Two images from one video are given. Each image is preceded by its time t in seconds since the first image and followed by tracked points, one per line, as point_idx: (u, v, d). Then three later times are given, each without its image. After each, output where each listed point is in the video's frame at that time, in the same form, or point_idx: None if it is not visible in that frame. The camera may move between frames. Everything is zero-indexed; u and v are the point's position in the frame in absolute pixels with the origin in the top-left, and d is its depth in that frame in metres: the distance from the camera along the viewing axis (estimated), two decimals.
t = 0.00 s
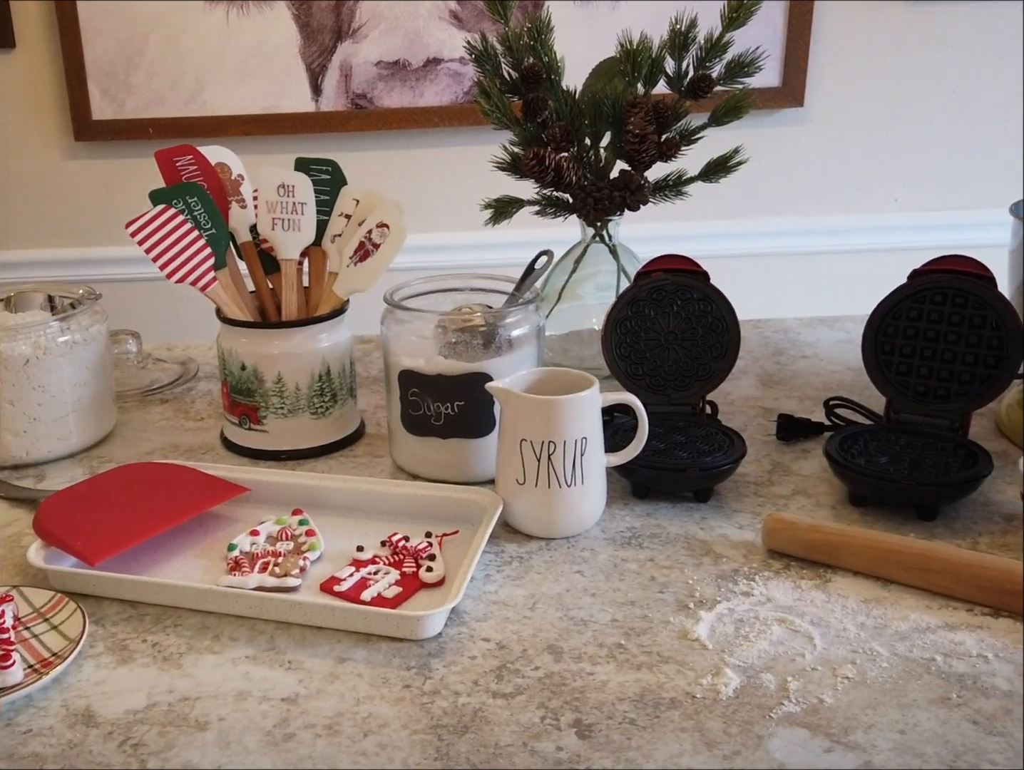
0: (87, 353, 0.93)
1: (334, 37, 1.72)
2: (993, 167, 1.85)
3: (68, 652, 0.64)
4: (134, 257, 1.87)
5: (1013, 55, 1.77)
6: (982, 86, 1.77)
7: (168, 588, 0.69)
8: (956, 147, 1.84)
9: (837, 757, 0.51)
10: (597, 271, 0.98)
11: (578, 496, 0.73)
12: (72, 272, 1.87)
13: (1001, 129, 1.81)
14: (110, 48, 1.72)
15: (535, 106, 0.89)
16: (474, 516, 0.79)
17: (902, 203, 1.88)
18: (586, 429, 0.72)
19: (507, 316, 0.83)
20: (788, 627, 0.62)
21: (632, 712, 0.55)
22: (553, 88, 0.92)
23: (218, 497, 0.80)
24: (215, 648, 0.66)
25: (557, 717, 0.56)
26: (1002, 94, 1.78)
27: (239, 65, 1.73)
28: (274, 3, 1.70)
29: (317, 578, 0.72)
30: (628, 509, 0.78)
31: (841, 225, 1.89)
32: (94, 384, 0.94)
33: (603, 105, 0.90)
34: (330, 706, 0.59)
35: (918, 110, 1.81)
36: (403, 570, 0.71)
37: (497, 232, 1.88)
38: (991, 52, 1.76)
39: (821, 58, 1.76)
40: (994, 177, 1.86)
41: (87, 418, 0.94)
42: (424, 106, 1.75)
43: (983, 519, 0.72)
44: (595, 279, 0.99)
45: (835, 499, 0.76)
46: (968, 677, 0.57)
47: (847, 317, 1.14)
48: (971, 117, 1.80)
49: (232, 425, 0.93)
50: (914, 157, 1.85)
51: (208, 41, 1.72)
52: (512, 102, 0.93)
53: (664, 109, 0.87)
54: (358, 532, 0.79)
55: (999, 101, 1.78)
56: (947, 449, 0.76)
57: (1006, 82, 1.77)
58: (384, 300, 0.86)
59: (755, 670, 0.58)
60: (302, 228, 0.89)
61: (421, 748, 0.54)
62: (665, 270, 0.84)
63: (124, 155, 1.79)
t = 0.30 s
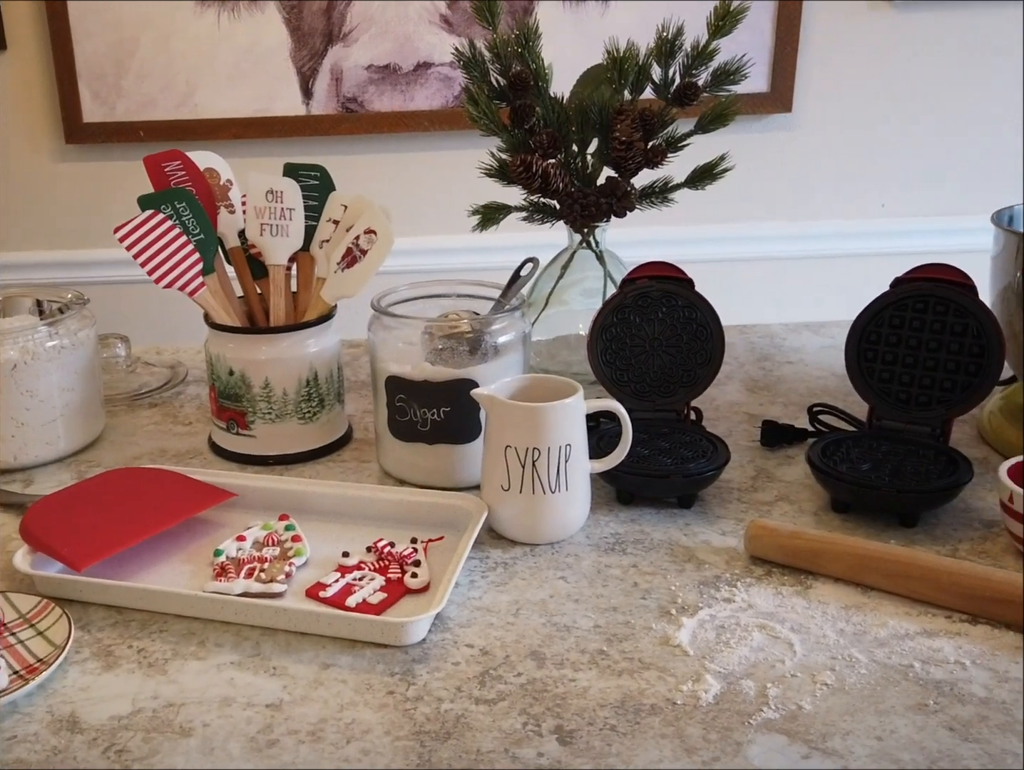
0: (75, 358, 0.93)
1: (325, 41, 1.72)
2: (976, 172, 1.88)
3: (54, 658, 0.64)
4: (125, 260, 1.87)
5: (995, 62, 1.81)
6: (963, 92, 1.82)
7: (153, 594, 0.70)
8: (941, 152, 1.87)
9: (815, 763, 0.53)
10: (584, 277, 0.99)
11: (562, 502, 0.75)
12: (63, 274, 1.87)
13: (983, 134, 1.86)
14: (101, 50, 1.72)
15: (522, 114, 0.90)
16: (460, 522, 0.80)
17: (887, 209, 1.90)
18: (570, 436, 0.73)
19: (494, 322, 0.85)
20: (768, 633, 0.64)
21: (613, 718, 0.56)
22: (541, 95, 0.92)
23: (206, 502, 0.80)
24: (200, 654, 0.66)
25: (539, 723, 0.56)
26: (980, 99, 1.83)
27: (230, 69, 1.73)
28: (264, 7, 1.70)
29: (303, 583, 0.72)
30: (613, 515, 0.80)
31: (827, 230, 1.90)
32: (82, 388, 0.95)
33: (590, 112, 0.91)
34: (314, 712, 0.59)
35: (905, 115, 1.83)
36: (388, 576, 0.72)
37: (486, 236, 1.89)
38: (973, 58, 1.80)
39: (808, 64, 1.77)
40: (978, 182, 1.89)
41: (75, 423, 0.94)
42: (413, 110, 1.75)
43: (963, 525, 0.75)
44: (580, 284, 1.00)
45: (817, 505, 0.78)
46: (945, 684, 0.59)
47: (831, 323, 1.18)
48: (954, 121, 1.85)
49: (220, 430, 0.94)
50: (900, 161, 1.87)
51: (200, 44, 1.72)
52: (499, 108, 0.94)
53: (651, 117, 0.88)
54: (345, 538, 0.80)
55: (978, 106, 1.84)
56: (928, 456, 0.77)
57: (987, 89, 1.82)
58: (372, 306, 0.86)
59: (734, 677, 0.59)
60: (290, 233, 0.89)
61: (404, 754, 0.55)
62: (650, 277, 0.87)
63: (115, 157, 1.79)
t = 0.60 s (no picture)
0: (62, 361, 0.93)
1: (310, 46, 1.73)
2: (954, 179, 1.90)
3: (41, 661, 0.64)
4: (109, 263, 1.87)
5: (973, 71, 1.82)
6: (941, 100, 1.84)
7: (140, 597, 0.70)
8: (920, 159, 1.89)
9: (797, 762, 0.53)
10: (568, 282, 1.00)
11: (547, 504, 0.76)
12: (46, 277, 1.86)
13: (960, 141, 1.88)
14: (87, 54, 1.71)
15: (507, 119, 0.90)
16: (446, 525, 0.80)
17: (867, 216, 1.92)
18: (555, 439, 0.74)
19: (479, 326, 0.85)
20: (751, 634, 0.65)
21: (599, 718, 0.57)
22: (526, 101, 0.93)
23: (193, 505, 0.81)
24: (188, 656, 0.66)
25: (525, 724, 0.57)
26: (957, 106, 1.85)
27: (216, 73, 1.73)
28: (250, 12, 1.71)
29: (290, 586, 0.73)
30: (597, 518, 0.81)
31: (808, 237, 1.91)
32: (68, 391, 0.94)
33: (574, 118, 0.92)
34: (301, 714, 0.60)
35: (884, 123, 1.85)
36: (375, 578, 0.73)
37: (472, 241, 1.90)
38: (951, 66, 1.82)
39: (789, 72, 1.79)
40: (956, 189, 1.91)
41: (61, 426, 0.94)
42: (399, 115, 1.76)
43: (942, 527, 0.76)
44: (565, 289, 1.01)
45: (799, 507, 0.79)
46: (925, 683, 0.60)
47: (811, 328, 1.20)
48: (932, 130, 1.87)
49: (206, 433, 0.94)
50: (879, 169, 1.89)
51: (185, 48, 1.72)
52: (485, 114, 0.94)
53: (634, 123, 0.89)
54: (331, 541, 0.80)
55: (956, 114, 1.86)
56: (907, 459, 0.78)
57: (964, 97, 1.84)
58: (358, 311, 0.87)
59: (718, 677, 0.60)
60: (277, 237, 0.89)
61: (391, 755, 0.55)
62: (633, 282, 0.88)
63: (100, 161, 1.79)
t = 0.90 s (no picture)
0: (41, 369, 0.93)
1: (286, 55, 1.72)
2: (921, 190, 1.94)
3: (25, 672, 0.64)
4: (84, 271, 1.85)
5: (939, 84, 1.86)
6: (908, 112, 1.88)
7: (124, 605, 0.70)
8: (888, 170, 1.92)
9: (775, 762, 0.55)
10: (545, 290, 1.02)
11: (528, 510, 0.77)
12: (20, 285, 1.84)
13: (925, 152, 1.92)
14: (62, 61, 1.70)
15: (486, 129, 0.92)
16: (427, 531, 0.81)
17: (836, 225, 1.95)
18: (535, 446, 0.75)
19: (460, 335, 0.86)
20: (729, 638, 0.67)
21: (582, 722, 0.58)
22: (504, 111, 0.94)
23: (176, 514, 0.81)
24: (173, 665, 0.67)
25: (510, 729, 0.58)
26: (923, 118, 1.89)
27: (191, 81, 1.73)
28: (227, 20, 1.70)
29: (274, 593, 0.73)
30: (576, 524, 0.82)
31: (779, 245, 1.95)
32: (47, 399, 0.94)
33: (551, 129, 0.93)
34: (287, 721, 0.60)
35: (853, 134, 1.89)
36: (359, 585, 0.73)
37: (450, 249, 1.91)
38: (918, 79, 1.86)
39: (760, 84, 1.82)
40: (922, 199, 1.95)
41: (40, 434, 0.94)
42: (375, 124, 1.77)
43: (912, 532, 0.79)
44: (542, 297, 1.03)
45: (773, 512, 0.81)
46: (899, 684, 0.62)
47: (782, 335, 1.23)
48: (899, 141, 1.90)
49: (187, 441, 0.94)
50: (848, 179, 1.92)
51: (161, 56, 1.71)
52: (463, 124, 0.95)
53: (610, 134, 0.90)
54: (314, 548, 0.81)
55: (922, 125, 1.89)
56: (878, 464, 0.80)
57: (930, 109, 1.88)
58: (339, 318, 0.88)
59: (698, 680, 0.62)
60: (257, 246, 0.90)
61: (378, 761, 0.56)
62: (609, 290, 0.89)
63: (75, 168, 1.78)
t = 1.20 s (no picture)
0: (9, 379, 0.92)
1: (251, 65, 1.72)
2: (876, 200, 1.99)
3: None
4: (47, 280, 1.83)
5: (892, 97, 1.91)
6: (863, 124, 1.92)
7: (96, 616, 0.70)
8: (844, 181, 1.96)
9: (743, 762, 0.57)
10: (511, 299, 1.04)
11: (498, 517, 0.78)
12: None
13: (880, 163, 1.96)
14: (24, 69, 1.68)
15: (452, 141, 0.93)
16: (398, 539, 0.82)
17: (794, 234, 1.99)
18: (505, 454, 0.77)
19: (430, 344, 0.87)
20: (696, 641, 0.68)
21: (554, 726, 0.60)
22: (470, 123, 0.96)
23: (147, 524, 0.81)
24: (147, 675, 0.67)
25: (484, 734, 0.59)
26: (877, 130, 1.93)
27: (156, 91, 1.72)
28: (191, 30, 1.69)
29: (246, 603, 0.74)
30: (545, 531, 0.84)
31: (739, 254, 1.98)
32: (15, 410, 0.93)
33: (516, 141, 0.95)
34: (263, 730, 0.61)
35: (810, 146, 1.93)
36: (331, 593, 0.74)
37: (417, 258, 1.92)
38: (872, 92, 1.90)
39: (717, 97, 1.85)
40: (877, 209, 1.99)
41: (7, 445, 0.93)
42: (340, 134, 1.77)
43: (870, 535, 0.81)
44: (508, 306, 1.04)
45: (736, 517, 0.84)
46: (861, 684, 0.64)
47: (742, 343, 1.26)
48: (855, 152, 1.95)
49: (156, 451, 0.94)
50: (807, 190, 1.96)
51: (125, 64, 1.70)
52: (429, 135, 0.97)
53: (574, 146, 0.92)
54: (285, 557, 0.81)
55: (877, 137, 1.94)
56: (838, 469, 0.82)
57: (884, 121, 1.93)
58: (309, 327, 0.89)
59: (667, 683, 0.64)
60: (226, 256, 0.90)
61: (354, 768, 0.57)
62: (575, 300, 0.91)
63: (37, 177, 1.76)
